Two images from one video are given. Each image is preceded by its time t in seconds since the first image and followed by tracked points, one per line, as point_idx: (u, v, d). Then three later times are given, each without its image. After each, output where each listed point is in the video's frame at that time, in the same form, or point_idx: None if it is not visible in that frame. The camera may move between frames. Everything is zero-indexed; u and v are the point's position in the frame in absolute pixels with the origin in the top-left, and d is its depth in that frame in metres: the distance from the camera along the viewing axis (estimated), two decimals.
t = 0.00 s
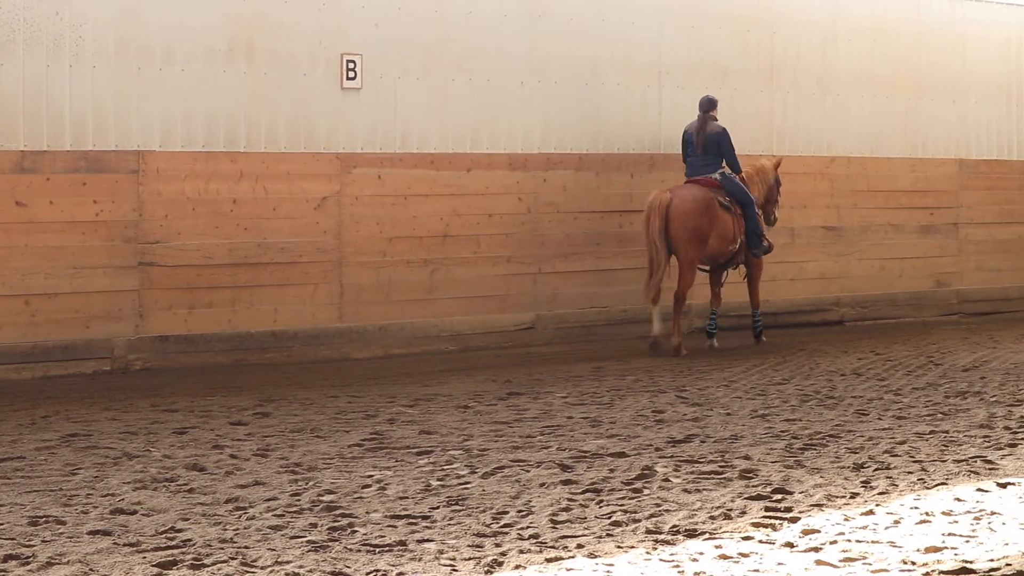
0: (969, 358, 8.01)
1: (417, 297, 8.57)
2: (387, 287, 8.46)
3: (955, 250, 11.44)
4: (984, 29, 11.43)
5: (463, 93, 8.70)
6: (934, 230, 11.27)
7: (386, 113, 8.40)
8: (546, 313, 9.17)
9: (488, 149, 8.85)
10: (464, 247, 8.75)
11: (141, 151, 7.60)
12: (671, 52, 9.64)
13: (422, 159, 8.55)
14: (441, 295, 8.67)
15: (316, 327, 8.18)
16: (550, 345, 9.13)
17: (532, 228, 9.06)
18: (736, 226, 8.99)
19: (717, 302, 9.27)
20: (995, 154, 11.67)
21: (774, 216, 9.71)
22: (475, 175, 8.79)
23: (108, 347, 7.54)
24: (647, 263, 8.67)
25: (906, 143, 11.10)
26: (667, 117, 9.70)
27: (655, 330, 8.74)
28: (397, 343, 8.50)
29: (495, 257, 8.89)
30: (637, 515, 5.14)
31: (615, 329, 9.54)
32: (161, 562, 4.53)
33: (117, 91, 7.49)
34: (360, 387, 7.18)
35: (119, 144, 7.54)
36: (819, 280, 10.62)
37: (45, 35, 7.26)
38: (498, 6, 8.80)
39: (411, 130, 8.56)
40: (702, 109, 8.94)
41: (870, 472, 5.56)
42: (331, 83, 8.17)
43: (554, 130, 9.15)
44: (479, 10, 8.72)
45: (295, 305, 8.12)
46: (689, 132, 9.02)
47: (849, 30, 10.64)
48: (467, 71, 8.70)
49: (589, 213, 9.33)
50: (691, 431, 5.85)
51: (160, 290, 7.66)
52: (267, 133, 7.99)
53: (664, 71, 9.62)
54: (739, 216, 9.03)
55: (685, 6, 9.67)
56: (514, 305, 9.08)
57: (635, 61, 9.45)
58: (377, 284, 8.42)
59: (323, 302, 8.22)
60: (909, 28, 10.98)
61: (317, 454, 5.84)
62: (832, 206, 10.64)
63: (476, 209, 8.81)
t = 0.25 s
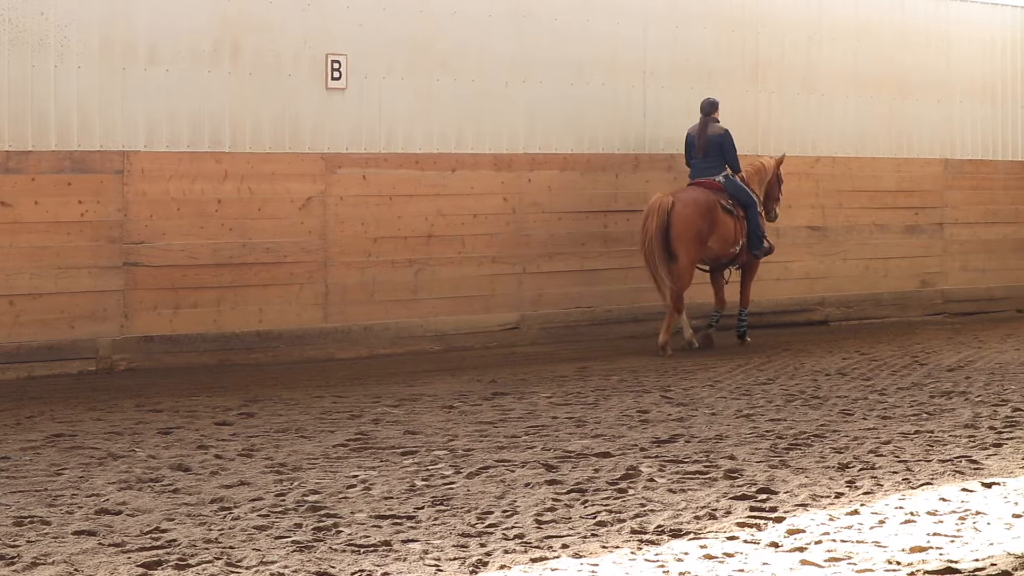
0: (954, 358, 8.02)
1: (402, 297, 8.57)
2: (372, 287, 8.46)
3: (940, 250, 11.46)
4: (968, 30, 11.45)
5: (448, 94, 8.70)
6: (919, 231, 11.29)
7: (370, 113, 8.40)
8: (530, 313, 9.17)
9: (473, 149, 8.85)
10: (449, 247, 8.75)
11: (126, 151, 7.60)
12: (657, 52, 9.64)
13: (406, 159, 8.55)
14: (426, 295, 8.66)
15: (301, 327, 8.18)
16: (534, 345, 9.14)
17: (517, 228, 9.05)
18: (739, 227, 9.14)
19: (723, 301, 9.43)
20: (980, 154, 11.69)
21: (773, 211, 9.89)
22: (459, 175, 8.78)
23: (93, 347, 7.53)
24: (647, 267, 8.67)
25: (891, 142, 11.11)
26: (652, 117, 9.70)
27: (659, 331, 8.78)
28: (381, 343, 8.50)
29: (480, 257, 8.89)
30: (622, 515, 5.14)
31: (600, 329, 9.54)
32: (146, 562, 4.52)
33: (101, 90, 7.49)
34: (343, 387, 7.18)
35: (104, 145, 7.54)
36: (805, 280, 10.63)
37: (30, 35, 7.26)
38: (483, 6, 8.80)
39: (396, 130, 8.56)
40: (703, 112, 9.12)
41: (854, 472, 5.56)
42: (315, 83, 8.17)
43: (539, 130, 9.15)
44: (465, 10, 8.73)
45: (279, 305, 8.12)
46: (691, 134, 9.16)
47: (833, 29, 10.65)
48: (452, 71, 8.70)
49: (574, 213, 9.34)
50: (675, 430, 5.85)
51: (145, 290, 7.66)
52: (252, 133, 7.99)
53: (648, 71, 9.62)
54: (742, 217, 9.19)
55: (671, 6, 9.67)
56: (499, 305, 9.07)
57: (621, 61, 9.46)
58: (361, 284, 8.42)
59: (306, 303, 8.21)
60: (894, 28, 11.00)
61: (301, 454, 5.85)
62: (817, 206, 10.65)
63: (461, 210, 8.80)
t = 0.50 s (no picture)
0: (940, 358, 8.02)
1: (386, 297, 8.57)
2: (357, 287, 8.46)
3: (925, 250, 11.47)
4: (953, 30, 11.47)
5: (432, 94, 8.70)
6: (903, 230, 11.30)
7: (355, 113, 8.40)
8: (515, 312, 9.18)
9: (458, 150, 8.85)
10: (434, 247, 8.75)
11: (111, 152, 7.59)
12: (642, 52, 9.64)
13: (391, 159, 8.55)
14: (411, 295, 8.66)
15: (286, 327, 8.18)
16: (520, 345, 9.14)
17: (502, 228, 9.05)
18: (736, 227, 9.22)
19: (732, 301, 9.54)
20: (966, 155, 11.69)
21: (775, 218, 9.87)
22: (444, 175, 8.78)
23: (78, 347, 7.53)
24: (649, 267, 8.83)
25: (876, 142, 11.12)
26: (637, 117, 9.70)
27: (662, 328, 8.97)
28: (366, 343, 8.51)
29: (465, 257, 8.89)
30: (607, 515, 5.14)
31: (586, 329, 9.55)
32: (131, 562, 4.51)
33: (87, 90, 7.49)
34: (326, 387, 7.18)
35: (89, 145, 7.54)
36: (792, 280, 10.64)
37: (15, 35, 7.25)
38: (469, 6, 8.81)
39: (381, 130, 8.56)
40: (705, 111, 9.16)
41: (839, 472, 5.56)
42: (300, 83, 8.17)
43: (524, 130, 9.15)
44: (451, 10, 8.73)
45: (264, 305, 8.11)
46: (692, 133, 9.23)
47: (819, 29, 10.67)
48: (437, 71, 8.71)
49: (559, 213, 9.34)
50: (661, 431, 5.86)
51: (130, 290, 7.66)
52: (237, 134, 7.99)
53: (634, 71, 9.62)
54: (740, 217, 9.26)
55: (656, 6, 9.68)
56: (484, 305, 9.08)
57: (607, 61, 9.47)
58: (346, 284, 8.42)
59: (291, 303, 8.21)
60: (879, 28, 11.03)
61: (287, 454, 5.85)
62: (802, 206, 10.66)
63: (446, 210, 8.80)
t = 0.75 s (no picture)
0: (926, 358, 8.09)
1: (373, 297, 8.57)
2: (344, 287, 8.46)
3: (911, 250, 11.49)
4: (940, 30, 11.48)
5: (419, 94, 8.70)
6: (890, 230, 11.31)
7: (341, 113, 8.40)
8: (502, 313, 9.19)
9: (445, 150, 8.85)
10: (421, 247, 8.76)
11: (97, 152, 7.59)
12: (628, 53, 9.65)
13: (377, 159, 8.55)
14: (397, 295, 8.67)
15: (273, 327, 8.18)
16: (506, 345, 9.15)
17: (488, 228, 9.06)
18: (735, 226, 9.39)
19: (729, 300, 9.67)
20: (952, 155, 11.70)
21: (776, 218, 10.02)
22: (431, 176, 8.78)
23: (65, 348, 7.53)
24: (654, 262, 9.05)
25: (863, 142, 11.13)
26: (624, 117, 9.71)
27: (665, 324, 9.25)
28: (353, 343, 8.52)
29: (452, 257, 8.90)
30: (593, 515, 5.13)
31: (573, 329, 9.56)
32: (118, 562, 4.49)
33: (73, 90, 7.49)
34: (311, 387, 7.20)
35: (75, 145, 7.54)
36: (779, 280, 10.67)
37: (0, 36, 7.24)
38: (455, 6, 8.81)
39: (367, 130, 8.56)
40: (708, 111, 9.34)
41: (826, 472, 5.56)
42: (287, 83, 8.17)
43: (510, 130, 9.16)
44: (437, 10, 8.74)
45: (250, 305, 8.12)
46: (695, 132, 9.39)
47: (805, 30, 10.68)
48: (424, 72, 8.71)
49: (545, 213, 9.35)
50: (647, 431, 5.87)
51: (117, 290, 7.66)
52: (224, 134, 7.98)
53: (620, 71, 9.63)
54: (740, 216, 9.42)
55: (643, 7, 9.69)
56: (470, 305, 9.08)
57: (594, 61, 9.48)
58: (333, 284, 8.43)
59: (277, 304, 8.22)
60: (866, 29, 11.04)
61: (273, 455, 5.85)
62: (789, 206, 10.67)
63: (433, 210, 8.81)
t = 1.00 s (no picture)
0: (913, 357, 8.13)
1: (360, 297, 8.57)
2: (330, 287, 8.46)
3: (898, 250, 11.50)
4: (927, 30, 11.49)
5: (406, 93, 8.70)
6: (877, 230, 11.32)
7: (327, 113, 8.40)
8: (488, 313, 9.19)
9: (431, 149, 8.85)
10: (407, 247, 8.76)
11: (84, 152, 7.60)
12: (615, 53, 9.66)
13: (364, 159, 8.55)
14: (384, 294, 8.67)
15: (259, 327, 8.18)
16: (493, 345, 9.16)
17: (475, 228, 9.06)
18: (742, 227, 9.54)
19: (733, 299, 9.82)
20: (939, 154, 11.70)
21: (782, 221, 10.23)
22: (418, 175, 8.79)
23: (51, 348, 7.53)
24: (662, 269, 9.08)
25: (850, 141, 11.13)
26: (610, 117, 9.71)
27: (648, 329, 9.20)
28: (339, 344, 8.52)
29: (439, 257, 8.90)
30: (580, 515, 5.12)
31: (560, 329, 9.57)
32: (104, 563, 4.47)
33: (60, 90, 7.49)
34: (296, 387, 7.20)
35: (62, 145, 7.54)
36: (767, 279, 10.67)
37: None
38: (442, 6, 8.81)
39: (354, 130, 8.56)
40: (712, 114, 9.46)
41: (813, 472, 5.56)
42: (273, 82, 8.17)
43: (497, 130, 9.16)
44: (424, 10, 8.74)
45: (237, 305, 8.11)
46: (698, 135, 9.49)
47: (792, 29, 10.68)
48: (410, 72, 8.71)
49: (531, 213, 9.35)
50: (634, 431, 5.87)
51: (104, 290, 7.66)
52: (210, 134, 7.98)
53: (607, 71, 9.64)
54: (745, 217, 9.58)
55: (629, 7, 9.70)
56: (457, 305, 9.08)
57: (581, 61, 9.49)
58: (320, 283, 8.43)
59: (262, 304, 8.21)
60: (853, 28, 11.04)
61: (260, 455, 5.85)
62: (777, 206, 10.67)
63: (420, 210, 8.81)
